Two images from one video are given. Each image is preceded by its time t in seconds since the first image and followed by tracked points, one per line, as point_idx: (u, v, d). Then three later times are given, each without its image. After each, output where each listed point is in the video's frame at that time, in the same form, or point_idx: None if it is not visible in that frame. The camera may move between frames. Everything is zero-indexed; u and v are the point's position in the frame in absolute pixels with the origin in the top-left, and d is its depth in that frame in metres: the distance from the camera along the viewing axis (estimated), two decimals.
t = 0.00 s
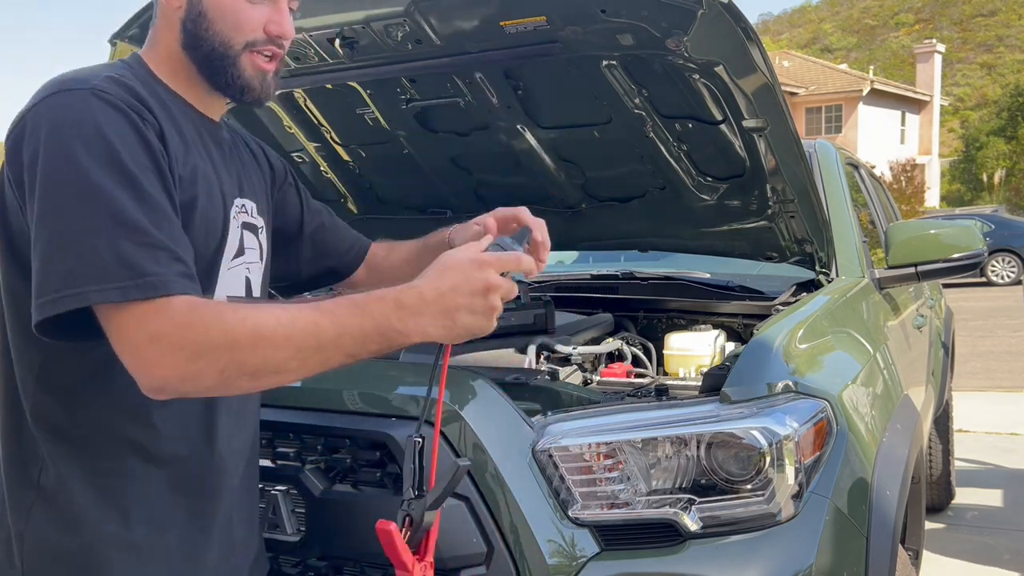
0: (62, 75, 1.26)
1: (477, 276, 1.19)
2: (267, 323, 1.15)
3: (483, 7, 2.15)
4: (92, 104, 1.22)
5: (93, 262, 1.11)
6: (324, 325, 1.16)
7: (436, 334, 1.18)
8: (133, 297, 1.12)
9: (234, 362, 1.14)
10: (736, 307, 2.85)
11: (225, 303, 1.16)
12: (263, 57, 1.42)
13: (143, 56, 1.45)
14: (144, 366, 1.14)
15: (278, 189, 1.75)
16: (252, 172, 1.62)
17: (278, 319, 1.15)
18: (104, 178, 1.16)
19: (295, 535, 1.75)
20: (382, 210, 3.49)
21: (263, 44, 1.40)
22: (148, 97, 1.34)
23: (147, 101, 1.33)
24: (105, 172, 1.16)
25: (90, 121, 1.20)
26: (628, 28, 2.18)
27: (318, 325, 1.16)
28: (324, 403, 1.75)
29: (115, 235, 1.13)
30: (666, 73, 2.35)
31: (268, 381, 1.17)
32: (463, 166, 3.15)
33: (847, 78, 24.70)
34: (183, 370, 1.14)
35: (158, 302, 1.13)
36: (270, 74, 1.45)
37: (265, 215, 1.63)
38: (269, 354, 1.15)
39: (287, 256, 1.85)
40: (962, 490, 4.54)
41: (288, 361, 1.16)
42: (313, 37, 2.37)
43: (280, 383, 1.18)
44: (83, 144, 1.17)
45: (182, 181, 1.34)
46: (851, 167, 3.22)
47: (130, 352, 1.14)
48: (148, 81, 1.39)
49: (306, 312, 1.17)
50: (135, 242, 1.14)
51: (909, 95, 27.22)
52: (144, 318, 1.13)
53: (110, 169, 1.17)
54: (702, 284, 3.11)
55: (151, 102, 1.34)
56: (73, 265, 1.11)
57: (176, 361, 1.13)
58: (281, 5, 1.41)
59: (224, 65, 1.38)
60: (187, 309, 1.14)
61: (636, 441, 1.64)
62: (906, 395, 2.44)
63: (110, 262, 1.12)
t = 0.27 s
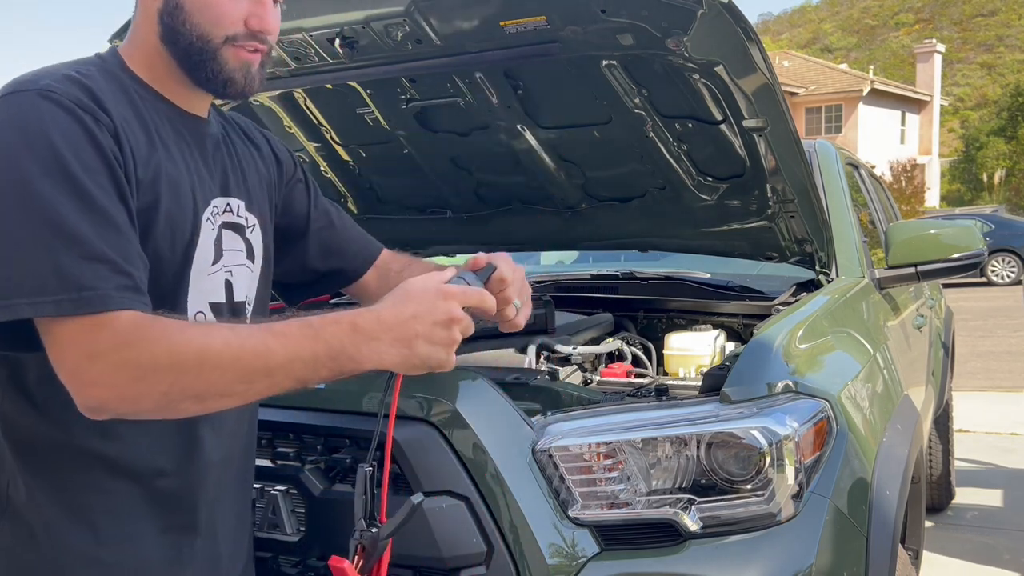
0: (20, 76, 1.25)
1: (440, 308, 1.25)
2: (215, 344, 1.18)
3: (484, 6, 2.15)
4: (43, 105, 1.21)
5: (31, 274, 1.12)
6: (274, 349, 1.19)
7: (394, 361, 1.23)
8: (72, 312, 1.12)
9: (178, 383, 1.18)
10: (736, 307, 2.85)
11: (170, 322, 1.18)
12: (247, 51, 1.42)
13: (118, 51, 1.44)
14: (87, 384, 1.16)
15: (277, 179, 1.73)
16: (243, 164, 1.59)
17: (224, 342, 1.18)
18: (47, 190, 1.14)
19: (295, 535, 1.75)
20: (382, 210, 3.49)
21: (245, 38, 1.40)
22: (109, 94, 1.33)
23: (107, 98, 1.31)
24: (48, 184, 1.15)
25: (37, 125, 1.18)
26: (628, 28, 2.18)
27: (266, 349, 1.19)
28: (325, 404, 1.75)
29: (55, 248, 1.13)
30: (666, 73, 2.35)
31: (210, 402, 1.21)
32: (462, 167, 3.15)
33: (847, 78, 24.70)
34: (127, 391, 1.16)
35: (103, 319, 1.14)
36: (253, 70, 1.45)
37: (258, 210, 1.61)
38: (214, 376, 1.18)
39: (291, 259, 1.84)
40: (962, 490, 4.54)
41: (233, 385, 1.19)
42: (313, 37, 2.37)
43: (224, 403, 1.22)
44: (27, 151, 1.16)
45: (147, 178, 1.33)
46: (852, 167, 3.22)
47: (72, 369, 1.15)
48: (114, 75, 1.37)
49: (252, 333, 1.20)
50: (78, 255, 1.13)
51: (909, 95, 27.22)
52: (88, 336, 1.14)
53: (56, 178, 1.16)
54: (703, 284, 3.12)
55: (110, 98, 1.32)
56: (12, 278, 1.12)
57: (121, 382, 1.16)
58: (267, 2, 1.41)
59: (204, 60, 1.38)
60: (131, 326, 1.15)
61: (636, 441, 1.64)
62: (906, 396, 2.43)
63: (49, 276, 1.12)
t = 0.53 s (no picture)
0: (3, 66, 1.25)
1: (438, 325, 1.28)
2: (204, 357, 1.19)
3: (484, 6, 2.15)
4: (27, 106, 1.20)
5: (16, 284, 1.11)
6: (266, 363, 1.20)
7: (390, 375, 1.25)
8: (57, 325, 1.12)
9: (168, 399, 1.18)
10: (736, 307, 2.85)
11: (158, 334, 1.19)
12: (238, 49, 1.42)
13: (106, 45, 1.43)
14: (74, 399, 1.16)
15: (271, 176, 1.73)
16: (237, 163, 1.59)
17: (215, 356, 1.19)
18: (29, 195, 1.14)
19: (295, 535, 1.75)
20: (382, 209, 3.49)
21: (237, 34, 1.40)
22: (97, 94, 1.33)
23: (94, 98, 1.31)
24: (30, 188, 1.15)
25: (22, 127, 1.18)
26: (628, 28, 2.18)
27: (257, 363, 1.20)
28: (326, 403, 1.75)
29: (38, 258, 1.12)
30: (666, 73, 2.35)
31: (200, 417, 1.21)
32: (462, 167, 3.15)
33: (847, 78, 24.70)
34: (115, 406, 1.17)
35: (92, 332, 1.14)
36: (246, 67, 1.45)
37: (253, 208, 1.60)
38: (204, 391, 1.19)
39: (294, 257, 1.85)
40: (963, 490, 4.54)
41: (223, 401, 1.20)
42: (313, 37, 2.37)
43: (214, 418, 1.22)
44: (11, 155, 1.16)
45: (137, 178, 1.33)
46: (852, 167, 3.22)
47: (58, 383, 1.15)
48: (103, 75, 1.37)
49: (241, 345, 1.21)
50: (62, 265, 1.13)
51: (909, 95, 27.23)
52: (76, 349, 1.14)
53: (39, 182, 1.15)
54: (703, 284, 3.13)
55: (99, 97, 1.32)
56: None
57: (109, 397, 1.16)
58: None
59: (197, 57, 1.37)
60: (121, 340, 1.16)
61: (636, 441, 1.64)
62: (906, 396, 2.43)
63: (33, 287, 1.12)
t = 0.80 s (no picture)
0: None
1: (451, 305, 1.31)
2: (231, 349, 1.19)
3: (484, 6, 2.15)
4: (38, 111, 1.19)
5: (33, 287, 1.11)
6: (294, 345, 1.21)
7: (410, 351, 1.26)
8: (81, 328, 1.12)
9: (200, 390, 1.18)
10: (736, 307, 2.85)
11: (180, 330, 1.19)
12: (250, 50, 1.42)
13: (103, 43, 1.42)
14: (102, 402, 1.16)
15: (270, 165, 1.72)
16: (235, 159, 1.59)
17: (241, 345, 1.19)
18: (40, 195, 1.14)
19: (295, 535, 1.75)
20: (382, 209, 3.49)
21: (251, 37, 1.41)
22: (100, 95, 1.32)
23: (99, 99, 1.30)
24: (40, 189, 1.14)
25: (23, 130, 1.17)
26: (628, 28, 2.18)
27: (285, 348, 1.20)
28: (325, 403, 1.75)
29: (57, 259, 1.12)
30: (666, 73, 2.35)
31: (232, 408, 1.21)
32: (462, 167, 3.15)
33: (847, 78, 24.71)
34: (147, 401, 1.17)
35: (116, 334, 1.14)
36: (254, 67, 1.46)
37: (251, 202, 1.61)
38: (235, 380, 1.19)
39: (297, 244, 1.86)
40: (962, 490, 4.54)
41: (255, 388, 1.20)
42: (313, 36, 2.37)
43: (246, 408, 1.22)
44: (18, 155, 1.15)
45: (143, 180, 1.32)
46: (852, 167, 3.22)
47: (86, 388, 1.16)
48: (103, 76, 1.36)
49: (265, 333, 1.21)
50: (80, 266, 1.13)
51: (909, 95, 27.22)
52: (101, 353, 1.14)
53: (47, 183, 1.15)
54: (703, 284, 3.12)
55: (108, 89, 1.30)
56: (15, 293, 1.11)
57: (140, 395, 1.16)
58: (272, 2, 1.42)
59: (210, 58, 1.37)
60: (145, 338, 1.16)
61: (636, 441, 1.64)
62: (906, 396, 2.43)
63: (53, 289, 1.12)
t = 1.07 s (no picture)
0: None
1: (450, 297, 1.32)
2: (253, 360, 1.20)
3: (483, 6, 2.15)
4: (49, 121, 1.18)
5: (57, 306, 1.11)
6: (309, 349, 1.21)
7: (414, 342, 1.27)
8: (107, 348, 1.13)
9: (224, 401, 1.18)
10: (736, 307, 2.85)
11: (200, 344, 1.19)
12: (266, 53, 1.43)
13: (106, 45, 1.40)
14: (132, 421, 1.16)
15: (265, 166, 1.72)
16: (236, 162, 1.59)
17: (259, 355, 1.20)
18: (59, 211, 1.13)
19: (295, 535, 1.75)
20: (382, 210, 3.49)
21: (269, 43, 1.42)
22: (111, 102, 1.31)
23: (110, 106, 1.29)
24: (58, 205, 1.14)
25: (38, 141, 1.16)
26: (628, 28, 2.18)
27: (301, 353, 1.21)
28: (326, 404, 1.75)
29: (80, 280, 1.12)
30: (666, 73, 2.35)
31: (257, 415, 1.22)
32: (463, 167, 3.15)
33: (847, 78, 24.71)
34: (174, 417, 1.17)
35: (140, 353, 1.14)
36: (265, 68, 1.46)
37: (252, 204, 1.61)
38: (257, 389, 1.19)
39: (285, 245, 1.84)
40: (962, 490, 4.54)
41: (276, 395, 1.21)
42: (313, 37, 2.37)
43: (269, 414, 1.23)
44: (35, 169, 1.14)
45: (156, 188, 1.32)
46: (851, 167, 3.22)
47: (114, 410, 1.16)
48: (110, 82, 1.34)
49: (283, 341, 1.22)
50: (101, 283, 1.13)
51: (909, 95, 27.23)
52: (128, 373, 1.15)
53: (66, 195, 1.14)
54: (703, 284, 3.11)
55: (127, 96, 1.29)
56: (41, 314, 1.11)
57: (166, 411, 1.17)
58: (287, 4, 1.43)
59: (229, 62, 1.38)
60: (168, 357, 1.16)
61: (636, 441, 1.64)
62: (906, 396, 2.43)
63: (75, 305, 1.12)
